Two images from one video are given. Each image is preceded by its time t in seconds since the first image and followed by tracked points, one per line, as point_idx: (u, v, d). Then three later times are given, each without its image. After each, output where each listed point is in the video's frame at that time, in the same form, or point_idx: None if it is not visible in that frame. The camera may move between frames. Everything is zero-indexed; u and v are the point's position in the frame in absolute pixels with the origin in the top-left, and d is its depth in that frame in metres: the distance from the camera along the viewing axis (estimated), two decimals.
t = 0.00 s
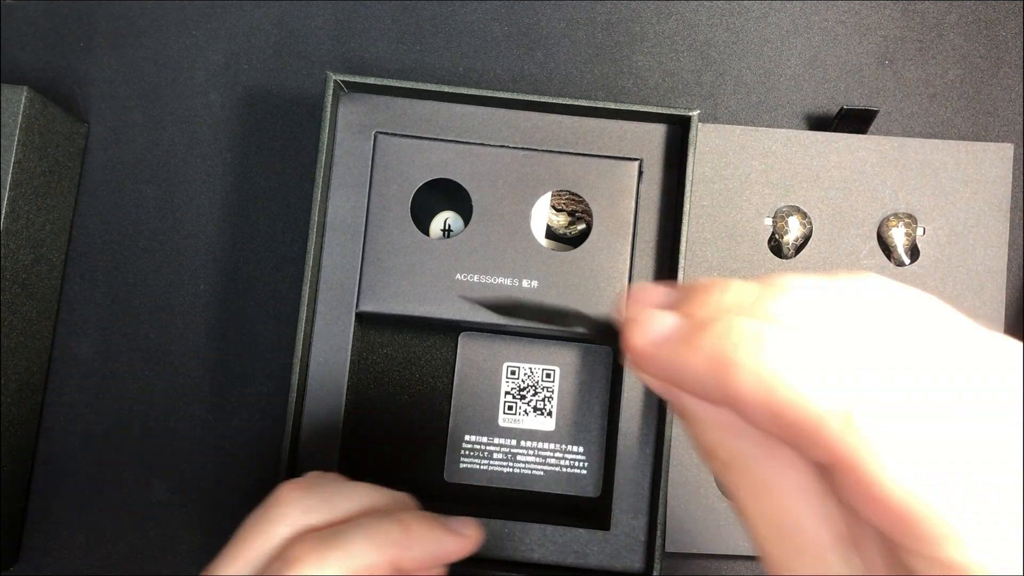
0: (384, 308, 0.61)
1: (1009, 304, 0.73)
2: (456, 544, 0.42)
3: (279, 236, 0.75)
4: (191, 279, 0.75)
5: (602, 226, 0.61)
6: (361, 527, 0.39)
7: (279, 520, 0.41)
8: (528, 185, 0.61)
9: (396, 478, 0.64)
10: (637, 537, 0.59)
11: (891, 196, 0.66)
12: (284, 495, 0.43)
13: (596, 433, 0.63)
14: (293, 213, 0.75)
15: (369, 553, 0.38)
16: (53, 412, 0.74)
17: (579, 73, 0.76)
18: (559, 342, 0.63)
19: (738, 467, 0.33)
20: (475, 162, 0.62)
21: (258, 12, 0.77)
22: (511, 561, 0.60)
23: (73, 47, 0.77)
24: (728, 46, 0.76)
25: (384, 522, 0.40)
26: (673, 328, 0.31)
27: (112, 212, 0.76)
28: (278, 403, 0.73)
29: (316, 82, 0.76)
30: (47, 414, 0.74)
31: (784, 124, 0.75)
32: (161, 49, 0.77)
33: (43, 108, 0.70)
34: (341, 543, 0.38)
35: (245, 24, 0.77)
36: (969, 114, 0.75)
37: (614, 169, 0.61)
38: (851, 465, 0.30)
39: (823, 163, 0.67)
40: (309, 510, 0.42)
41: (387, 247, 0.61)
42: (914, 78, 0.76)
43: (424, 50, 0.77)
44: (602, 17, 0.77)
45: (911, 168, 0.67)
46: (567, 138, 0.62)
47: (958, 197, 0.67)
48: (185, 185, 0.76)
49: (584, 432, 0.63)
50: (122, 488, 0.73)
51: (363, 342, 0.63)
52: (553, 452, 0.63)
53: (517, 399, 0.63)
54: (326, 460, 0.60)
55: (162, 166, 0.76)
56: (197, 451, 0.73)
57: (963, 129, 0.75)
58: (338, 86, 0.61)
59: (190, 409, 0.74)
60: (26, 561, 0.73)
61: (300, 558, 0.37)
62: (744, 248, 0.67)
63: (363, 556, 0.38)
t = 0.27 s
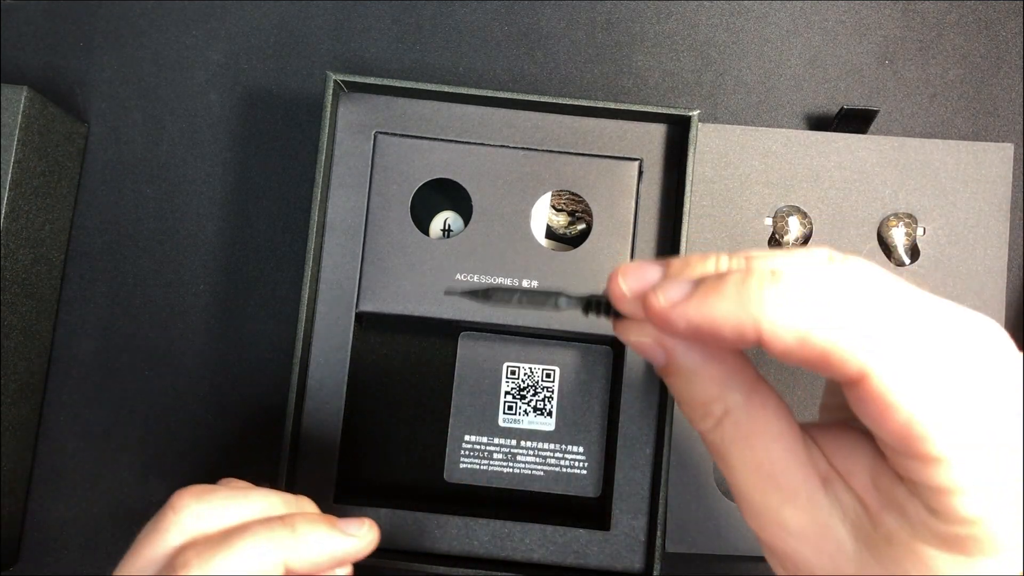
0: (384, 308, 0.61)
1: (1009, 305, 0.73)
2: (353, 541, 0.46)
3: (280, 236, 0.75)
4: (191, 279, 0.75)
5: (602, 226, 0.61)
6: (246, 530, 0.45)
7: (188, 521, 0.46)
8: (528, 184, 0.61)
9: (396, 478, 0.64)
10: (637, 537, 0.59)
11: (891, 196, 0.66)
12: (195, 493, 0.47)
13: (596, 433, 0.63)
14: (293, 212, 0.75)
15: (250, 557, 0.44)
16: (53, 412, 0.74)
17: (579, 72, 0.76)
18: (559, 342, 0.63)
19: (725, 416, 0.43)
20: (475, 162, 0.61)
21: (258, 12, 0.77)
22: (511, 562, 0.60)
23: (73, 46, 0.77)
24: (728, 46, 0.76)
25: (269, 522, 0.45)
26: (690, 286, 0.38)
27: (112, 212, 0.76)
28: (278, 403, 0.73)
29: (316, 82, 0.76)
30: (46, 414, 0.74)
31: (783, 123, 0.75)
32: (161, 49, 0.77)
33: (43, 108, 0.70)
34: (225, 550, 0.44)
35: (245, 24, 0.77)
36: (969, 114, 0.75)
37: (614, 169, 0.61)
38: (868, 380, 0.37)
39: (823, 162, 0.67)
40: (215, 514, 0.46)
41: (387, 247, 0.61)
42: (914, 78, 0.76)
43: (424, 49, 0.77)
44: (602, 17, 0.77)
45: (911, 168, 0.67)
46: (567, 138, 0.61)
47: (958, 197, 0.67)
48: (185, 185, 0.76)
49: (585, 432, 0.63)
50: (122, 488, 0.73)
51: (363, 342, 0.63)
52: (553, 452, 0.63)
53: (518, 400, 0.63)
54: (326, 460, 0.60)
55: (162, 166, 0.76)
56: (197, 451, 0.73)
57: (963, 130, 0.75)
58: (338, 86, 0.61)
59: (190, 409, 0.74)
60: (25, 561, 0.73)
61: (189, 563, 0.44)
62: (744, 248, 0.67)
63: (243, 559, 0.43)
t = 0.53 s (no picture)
0: (384, 309, 0.60)
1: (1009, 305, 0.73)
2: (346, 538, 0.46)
3: (279, 236, 0.75)
4: (191, 279, 0.75)
5: (602, 226, 0.61)
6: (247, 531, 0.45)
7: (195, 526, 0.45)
8: (528, 184, 0.61)
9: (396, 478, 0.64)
10: (637, 537, 0.59)
11: (891, 196, 0.66)
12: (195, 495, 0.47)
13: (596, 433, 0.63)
14: (293, 212, 0.75)
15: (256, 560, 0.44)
16: (53, 411, 0.74)
17: (579, 72, 0.76)
18: (559, 342, 0.63)
19: (768, 445, 0.47)
20: (475, 162, 0.61)
21: (259, 12, 0.77)
22: (511, 562, 0.60)
23: (72, 46, 0.77)
24: (728, 46, 0.76)
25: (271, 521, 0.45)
26: (739, 319, 0.42)
27: (112, 212, 0.76)
28: (278, 403, 0.73)
29: (316, 82, 0.76)
30: (46, 414, 0.74)
31: (783, 123, 0.75)
32: (161, 49, 0.77)
33: (43, 108, 0.69)
34: (225, 549, 0.44)
35: (245, 24, 0.77)
36: (970, 114, 0.75)
37: (614, 169, 0.61)
38: (913, 420, 0.42)
39: (823, 162, 0.67)
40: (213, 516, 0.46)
41: (387, 247, 0.61)
42: (914, 78, 0.76)
43: (424, 49, 0.77)
44: (602, 17, 0.77)
45: (911, 168, 0.66)
46: (567, 138, 0.61)
47: (958, 197, 0.66)
48: (185, 185, 0.76)
49: (585, 432, 0.63)
50: (121, 488, 0.73)
51: (363, 342, 0.63)
52: (553, 452, 0.63)
53: (518, 400, 0.63)
54: (326, 460, 0.60)
55: (162, 165, 0.76)
56: (197, 451, 0.73)
57: (964, 129, 0.75)
58: (338, 86, 0.60)
59: (190, 409, 0.74)
60: (25, 561, 0.73)
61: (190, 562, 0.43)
62: (744, 248, 0.67)
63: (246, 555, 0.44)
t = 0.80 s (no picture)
0: (384, 309, 0.61)
1: (1008, 305, 0.73)
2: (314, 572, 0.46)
3: (280, 236, 0.75)
4: (192, 279, 0.75)
5: (602, 226, 0.61)
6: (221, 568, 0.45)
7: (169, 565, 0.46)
8: (528, 185, 0.61)
9: (396, 478, 0.64)
10: (637, 537, 0.59)
11: (891, 196, 0.66)
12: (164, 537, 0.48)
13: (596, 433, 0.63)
14: (294, 212, 0.75)
15: None
16: (53, 412, 0.74)
17: (578, 72, 0.76)
18: (559, 342, 0.63)
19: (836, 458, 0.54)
20: (475, 162, 0.61)
21: (259, 12, 0.77)
22: (511, 562, 0.60)
23: (72, 46, 0.77)
24: (728, 46, 0.76)
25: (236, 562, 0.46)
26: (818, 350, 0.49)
27: (112, 212, 0.76)
28: (278, 403, 0.73)
29: (316, 83, 0.76)
30: (46, 414, 0.74)
31: (783, 123, 0.75)
32: (161, 49, 0.77)
33: (43, 108, 0.69)
34: None
35: (245, 24, 0.77)
36: (970, 114, 0.75)
37: (614, 169, 0.61)
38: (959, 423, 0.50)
39: (823, 162, 0.67)
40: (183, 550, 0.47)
41: (387, 247, 0.61)
42: (914, 78, 0.76)
43: (424, 49, 0.77)
44: (602, 17, 0.77)
45: (911, 168, 0.66)
46: (567, 138, 0.61)
47: (958, 197, 0.66)
48: (186, 185, 0.76)
49: (584, 432, 0.63)
50: (122, 489, 0.73)
51: (363, 342, 0.63)
52: (553, 452, 0.63)
53: (517, 400, 0.63)
54: (326, 460, 0.60)
55: (162, 166, 0.76)
56: (197, 452, 0.73)
57: (964, 129, 0.75)
58: (338, 86, 0.60)
59: (190, 409, 0.74)
60: (25, 561, 0.73)
61: None
62: (744, 248, 0.67)
63: None
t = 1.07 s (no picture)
0: (384, 309, 0.61)
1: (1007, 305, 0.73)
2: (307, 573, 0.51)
3: (280, 236, 0.75)
4: (192, 279, 0.75)
5: (602, 226, 0.61)
6: None
7: None
8: (528, 185, 0.61)
9: (396, 478, 0.64)
10: (637, 537, 0.59)
11: (891, 196, 0.66)
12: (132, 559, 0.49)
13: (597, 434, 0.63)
14: (294, 212, 0.75)
15: None
16: (53, 412, 0.74)
17: (578, 72, 0.76)
18: (559, 342, 0.63)
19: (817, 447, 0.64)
20: (475, 162, 0.62)
21: (259, 12, 0.77)
22: (511, 562, 0.60)
23: (73, 46, 0.77)
24: (727, 46, 0.76)
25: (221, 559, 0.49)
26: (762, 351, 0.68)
27: (112, 213, 0.76)
28: (279, 403, 0.73)
29: (316, 83, 0.76)
30: (46, 414, 0.74)
31: (783, 123, 0.75)
32: (162, 49, 0.77)
33: (43, 108, 0.69)
34: None
35: (245, 24, 0.77)
36: (969, 114, 0.75)
37: (614, 169, 0.61)
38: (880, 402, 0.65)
39: (824, 162, 0.67)
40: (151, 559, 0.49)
41: (387, 247, 0.61)
42: (914, 78, 0.76)
43: (424, 50, 0.77)
44: (602, 17, 0.77)
45: (910, 168, 0.66)
46: (567, 138, 0.62)
47: (958, 196, 0.67)
48: (186, 185, 0.76)
49: (584, 432, 0.63)
50: (122, 489, 0.73)
51: (363, 342, 0.63)
52: (553, 452, 0.63)
53: (518, 400, 0.63)
54: (326, 460, 0.60)
55: (162, 166, 0.76)
56: (197, 451, 0.73)
57: (964, 129, 0.75)
58: (338, 87, 0.61)
59: (191, 409, 0.74)
60: (25, 561, 0.73)
61: None
62: (744, 248, 0.67)
63: None
